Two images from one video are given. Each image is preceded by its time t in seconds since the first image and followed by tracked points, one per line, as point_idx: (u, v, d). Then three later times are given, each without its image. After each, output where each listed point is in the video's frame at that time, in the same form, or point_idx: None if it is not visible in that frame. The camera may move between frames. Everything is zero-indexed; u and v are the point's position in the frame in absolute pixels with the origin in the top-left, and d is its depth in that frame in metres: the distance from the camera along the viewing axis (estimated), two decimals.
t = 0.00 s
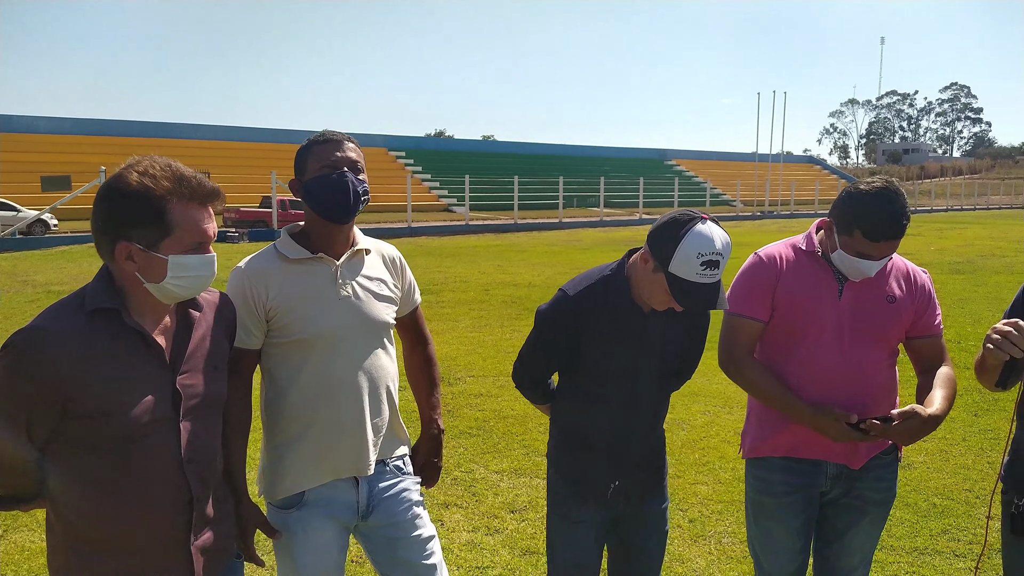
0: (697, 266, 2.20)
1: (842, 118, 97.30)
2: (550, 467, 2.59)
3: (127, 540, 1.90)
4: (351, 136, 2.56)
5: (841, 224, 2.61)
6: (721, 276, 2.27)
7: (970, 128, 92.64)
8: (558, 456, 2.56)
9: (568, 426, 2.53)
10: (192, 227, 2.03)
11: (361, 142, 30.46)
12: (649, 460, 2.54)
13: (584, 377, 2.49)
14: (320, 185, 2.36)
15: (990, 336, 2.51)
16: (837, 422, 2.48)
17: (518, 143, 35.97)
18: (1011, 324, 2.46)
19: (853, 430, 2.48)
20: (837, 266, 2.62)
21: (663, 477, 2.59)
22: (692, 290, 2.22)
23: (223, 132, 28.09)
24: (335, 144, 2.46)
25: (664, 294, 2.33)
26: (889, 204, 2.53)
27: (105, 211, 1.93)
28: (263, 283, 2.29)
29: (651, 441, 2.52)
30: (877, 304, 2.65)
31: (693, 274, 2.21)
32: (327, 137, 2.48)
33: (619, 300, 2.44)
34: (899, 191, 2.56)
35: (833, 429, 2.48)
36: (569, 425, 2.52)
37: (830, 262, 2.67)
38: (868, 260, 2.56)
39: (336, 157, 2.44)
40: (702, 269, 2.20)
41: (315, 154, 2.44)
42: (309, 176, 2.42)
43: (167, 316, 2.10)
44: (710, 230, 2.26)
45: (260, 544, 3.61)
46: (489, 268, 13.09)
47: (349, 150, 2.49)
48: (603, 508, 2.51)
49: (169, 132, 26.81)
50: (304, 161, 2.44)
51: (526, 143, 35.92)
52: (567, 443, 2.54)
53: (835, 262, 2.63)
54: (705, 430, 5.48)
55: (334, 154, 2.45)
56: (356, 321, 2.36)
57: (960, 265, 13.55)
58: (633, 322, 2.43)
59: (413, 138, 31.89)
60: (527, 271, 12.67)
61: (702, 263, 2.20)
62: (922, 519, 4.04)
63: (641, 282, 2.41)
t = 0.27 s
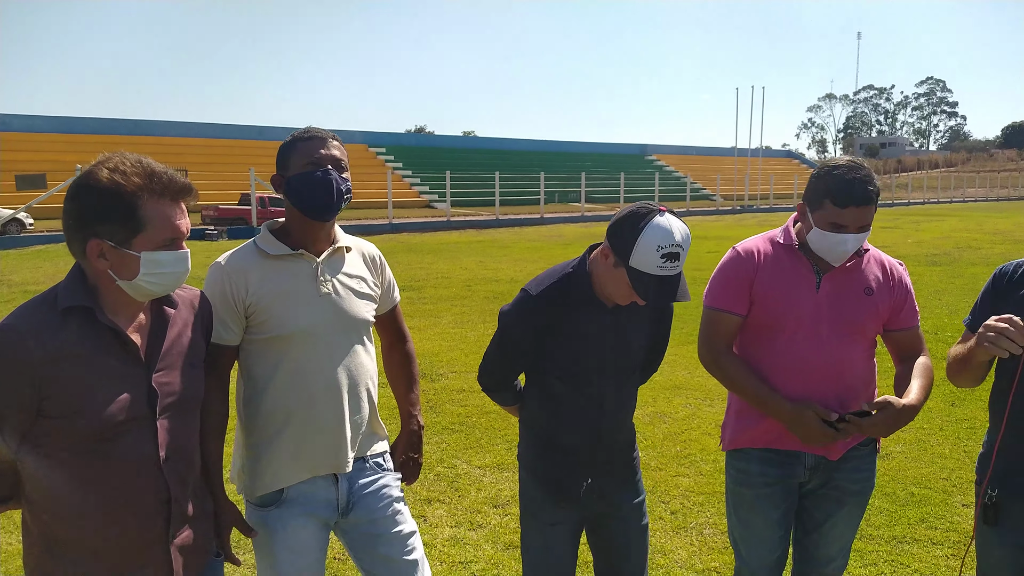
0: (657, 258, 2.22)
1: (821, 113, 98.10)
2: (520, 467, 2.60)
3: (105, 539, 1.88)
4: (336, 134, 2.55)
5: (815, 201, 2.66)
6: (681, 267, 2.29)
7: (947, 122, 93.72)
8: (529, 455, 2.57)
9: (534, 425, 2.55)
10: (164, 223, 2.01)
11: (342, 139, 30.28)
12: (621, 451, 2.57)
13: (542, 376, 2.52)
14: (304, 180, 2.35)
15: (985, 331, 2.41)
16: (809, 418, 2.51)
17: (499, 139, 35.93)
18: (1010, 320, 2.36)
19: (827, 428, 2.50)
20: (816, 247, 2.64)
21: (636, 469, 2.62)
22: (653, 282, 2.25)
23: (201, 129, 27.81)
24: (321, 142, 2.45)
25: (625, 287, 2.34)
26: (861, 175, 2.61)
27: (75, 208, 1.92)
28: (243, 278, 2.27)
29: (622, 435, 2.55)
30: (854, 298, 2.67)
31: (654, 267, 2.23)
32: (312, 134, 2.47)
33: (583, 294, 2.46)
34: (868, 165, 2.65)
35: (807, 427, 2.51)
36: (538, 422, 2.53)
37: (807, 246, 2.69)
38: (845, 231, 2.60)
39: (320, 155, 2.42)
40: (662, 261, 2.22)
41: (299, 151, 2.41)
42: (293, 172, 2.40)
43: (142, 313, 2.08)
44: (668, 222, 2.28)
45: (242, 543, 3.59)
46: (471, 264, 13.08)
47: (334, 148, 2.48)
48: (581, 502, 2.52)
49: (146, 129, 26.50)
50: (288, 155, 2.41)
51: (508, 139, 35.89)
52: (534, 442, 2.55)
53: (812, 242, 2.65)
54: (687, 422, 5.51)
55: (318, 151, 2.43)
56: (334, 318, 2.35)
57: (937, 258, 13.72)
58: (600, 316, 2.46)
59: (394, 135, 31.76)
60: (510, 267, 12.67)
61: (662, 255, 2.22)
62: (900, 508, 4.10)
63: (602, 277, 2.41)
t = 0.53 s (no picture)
0: (633, 255, 2.23)
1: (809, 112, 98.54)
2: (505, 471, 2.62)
3: (94, 542, 1.87)
4: (314, 133, 2.52)
5: (797, 185, 2.75)
6: (657, 262, 2.31)
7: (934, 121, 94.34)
8: (516, 459, 2.57)
9: (521, 430, 2.55)
10: (148, 223, 1.99)
11: (331, 139, 30.20)
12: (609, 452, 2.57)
13: (526, 381, 2.52)
14: (285, 181, 2.32)
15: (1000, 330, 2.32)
16: (800, 418, 2.52)
17: (489, 139, 35.92)
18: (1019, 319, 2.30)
19: (817, 429, 2.51)
20: (804, 228, 2.67)
21: (625, 470, 2.62)
22: (630, 279, 2.25)
23: (189, 130, 27.66)
24: (301, 142, 2.41)
25: (603, 286, 2.34)
26: (836, 155, 2.76)
27: (59, 211, 1.90)
28: (229, 283, 2.25)
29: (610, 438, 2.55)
30: (844, 296, 2.68)
31: (630, 264, 2.24)
32: (290, 135, 2.44)
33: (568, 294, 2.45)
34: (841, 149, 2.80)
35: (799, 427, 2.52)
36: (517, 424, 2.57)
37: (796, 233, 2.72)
38: (832, 204, 2.67)
39: (301, 155, 2.39)
40: (638, 257, 2.23)
41: (278, 152, 2.39)
42: (272, 174, 2.37)
43: (128, 315, 2.06)
44: (641, 218, 2.29)
45: (233, 546, 3.57)
46: (462, 264, 13.07)
47: (313, 148, 2.45)
48: (574, 502, 2.52)
49: (133, 130, 26.34)
50: (268, 158, 2.39)
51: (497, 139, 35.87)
52: (522, 447, 2.55)
53: (800, 225, 2.69)
54: (678, 421, 5.52)
55: (299, 152, 2.40)
56: (323, 319, 2.34)
57: (925, 255, 13.82)
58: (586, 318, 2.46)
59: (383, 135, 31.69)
60: (500, 267, 12.67)
61: (637, 252, 2.23)
62: (891, 505, 4.12)
63: (578, 277, 2.41)
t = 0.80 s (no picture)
0: (631, 247, 2.24)
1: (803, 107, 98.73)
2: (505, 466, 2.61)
3: (88, 537, 1.86)
4: (296, 126, 2.48)
5: (789, 173, 2.80)
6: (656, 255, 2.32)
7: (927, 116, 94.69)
8: (516, 456, 2.56)
9: (521, 425, 2.55)
10: (140, 216, 1.98)
11: (324, 133, 30.10)
12: (605, 447, 2.58)
13: (527, 375, 2.52)
14: (263, 175, 2.29)
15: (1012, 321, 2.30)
16: (797, 414, 2.54)
17: (482, 133, 35.86)
18: None
19: (813, 425, 2.53)
20: (800, 211, 2.69)
21: (621, 466, 2.62)
22: (629, 271, 2.26)
23: (181, 124, 27.53)
24: (280, 136, 2.38)
25: (603, 278, 2.34)
26: (823, 143, 2.84)
27: (50, 204, 1.89)
28: (220, 279, 2.25)
29: (605, 435, 2.55)
30: (840, 290, 2.68)
31: (629, 256, 2.25)
32: (269, 129, 2.40)
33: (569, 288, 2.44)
34: (827, 139, 2.90)
35: (796, 423, 2.53)
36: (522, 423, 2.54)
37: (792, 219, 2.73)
38: (826, 186, 2.72)
39: (280, 150, 2.36)
40: (636, 249, 2.25)
41: (257, 148, 2.36)
42: (252, 170, 2.35)
43: (121, 309, 2.05)
44: (640, 210, 2.30)
45: (227, 541, 3.57)
46: (455, 258, 13.06)
47: (295, 141, 2.41)
48: (570, 497, 2.53)
49: (125, 123, 26.19)
50: (248, 153, 2.37)
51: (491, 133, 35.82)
52: (523, 444, 2.54)
53: (796, 209, 2.71)
54: (671, 415, 5.53)
55: (279, 147, 2.37)
56: (315, 314, 2.33)
57: (917, 250, 13.87)
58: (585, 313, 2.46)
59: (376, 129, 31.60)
60: (494, 261, 12.66)
61: (636, 244, 2.25)
62: (883, 498, 4.14)
63: (578, 268, 2.41)
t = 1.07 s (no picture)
0: (651, 253, 2.23)
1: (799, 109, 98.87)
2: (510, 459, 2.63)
3: (82, 539, 1.85)
4: (289, 126, 2.48)
5: (785, 170, 2.81)
6: (675, 262, 2.30)
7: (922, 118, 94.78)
8: (522, 452, 2.57)
9: (528, 421, 2.54)
10: (136, 217, 1.98)
11: (319, 134, 30.08)
12: (614, 444, 2.58)
13: (537, 371, 2.52)
14: (256, 177, 2.28)
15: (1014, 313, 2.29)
16: (796, 415, 2.54)
17: (478, 134, 35.87)
18: None
19: (810, 427, 2.53)
20: (796, 208, 2.70)
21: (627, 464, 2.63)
22: (647, 276, 2.26)
23: (176, 125, 27.47)
24: (274, 137, 2.37)
25: (620, 281, 2.36)
26: (817, 141, 2.85)
27: (46, 205, 1.88)
28: (213, 279, 2.24)
29: (612, 432, 2.55)
30: (840, 292, 2.68)
31: (648, 261, 2.24)
32: (264, 129, 2.39)
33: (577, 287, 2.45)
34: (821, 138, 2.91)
35: (794, 424, 2.53)
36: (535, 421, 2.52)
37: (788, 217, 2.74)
38: (822, 182, 2.72)
39: (274, 151, 2.36)
40: (656, 256, 2.23)
41: (251, 148, 2.36)
42: (246, 171, 2.34)
43: (116, 310, 2.05)
44: (663, 217, 2.28)
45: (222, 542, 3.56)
46: (451, 259, 13.06)
47: (289, 142, 2.41)
48: (568, 497, 2.53)
49: (119, 124, 26.13)
50: (241, 156, 2.37)
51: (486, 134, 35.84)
52: (529, 441, 2.55)
53: (792, 207, 2.72)
54: (667, 416, 5.54)
55: (272, 147, 2.37)
56: (310, 315, 2.33)
57: (912, 250, 13.91)
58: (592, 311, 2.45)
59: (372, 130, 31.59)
60: (489, 262, 12.67)
61: (656, 250, 2.23)
62: (878, 498, 4.15)
63: (596, 270, 2.42)
